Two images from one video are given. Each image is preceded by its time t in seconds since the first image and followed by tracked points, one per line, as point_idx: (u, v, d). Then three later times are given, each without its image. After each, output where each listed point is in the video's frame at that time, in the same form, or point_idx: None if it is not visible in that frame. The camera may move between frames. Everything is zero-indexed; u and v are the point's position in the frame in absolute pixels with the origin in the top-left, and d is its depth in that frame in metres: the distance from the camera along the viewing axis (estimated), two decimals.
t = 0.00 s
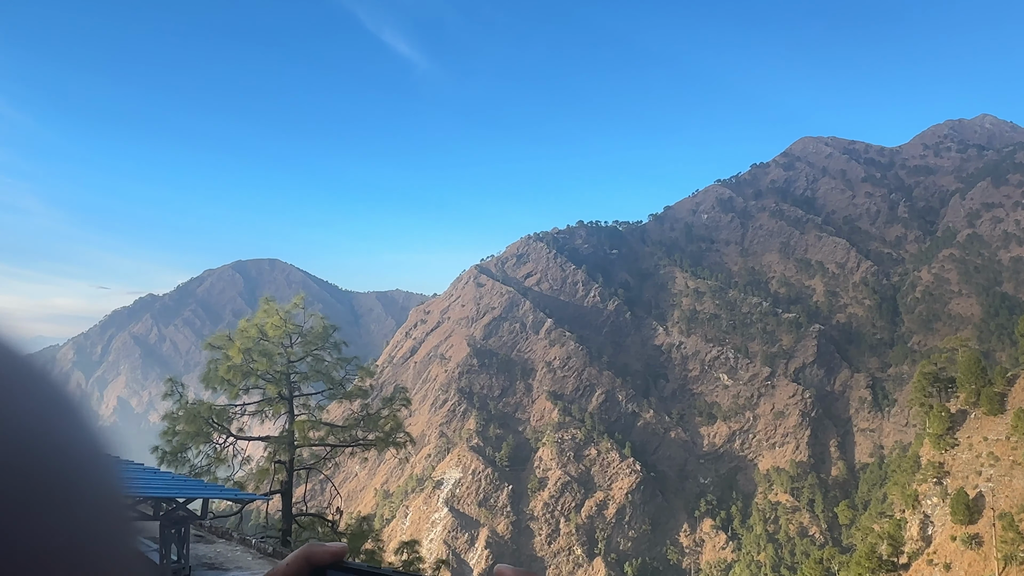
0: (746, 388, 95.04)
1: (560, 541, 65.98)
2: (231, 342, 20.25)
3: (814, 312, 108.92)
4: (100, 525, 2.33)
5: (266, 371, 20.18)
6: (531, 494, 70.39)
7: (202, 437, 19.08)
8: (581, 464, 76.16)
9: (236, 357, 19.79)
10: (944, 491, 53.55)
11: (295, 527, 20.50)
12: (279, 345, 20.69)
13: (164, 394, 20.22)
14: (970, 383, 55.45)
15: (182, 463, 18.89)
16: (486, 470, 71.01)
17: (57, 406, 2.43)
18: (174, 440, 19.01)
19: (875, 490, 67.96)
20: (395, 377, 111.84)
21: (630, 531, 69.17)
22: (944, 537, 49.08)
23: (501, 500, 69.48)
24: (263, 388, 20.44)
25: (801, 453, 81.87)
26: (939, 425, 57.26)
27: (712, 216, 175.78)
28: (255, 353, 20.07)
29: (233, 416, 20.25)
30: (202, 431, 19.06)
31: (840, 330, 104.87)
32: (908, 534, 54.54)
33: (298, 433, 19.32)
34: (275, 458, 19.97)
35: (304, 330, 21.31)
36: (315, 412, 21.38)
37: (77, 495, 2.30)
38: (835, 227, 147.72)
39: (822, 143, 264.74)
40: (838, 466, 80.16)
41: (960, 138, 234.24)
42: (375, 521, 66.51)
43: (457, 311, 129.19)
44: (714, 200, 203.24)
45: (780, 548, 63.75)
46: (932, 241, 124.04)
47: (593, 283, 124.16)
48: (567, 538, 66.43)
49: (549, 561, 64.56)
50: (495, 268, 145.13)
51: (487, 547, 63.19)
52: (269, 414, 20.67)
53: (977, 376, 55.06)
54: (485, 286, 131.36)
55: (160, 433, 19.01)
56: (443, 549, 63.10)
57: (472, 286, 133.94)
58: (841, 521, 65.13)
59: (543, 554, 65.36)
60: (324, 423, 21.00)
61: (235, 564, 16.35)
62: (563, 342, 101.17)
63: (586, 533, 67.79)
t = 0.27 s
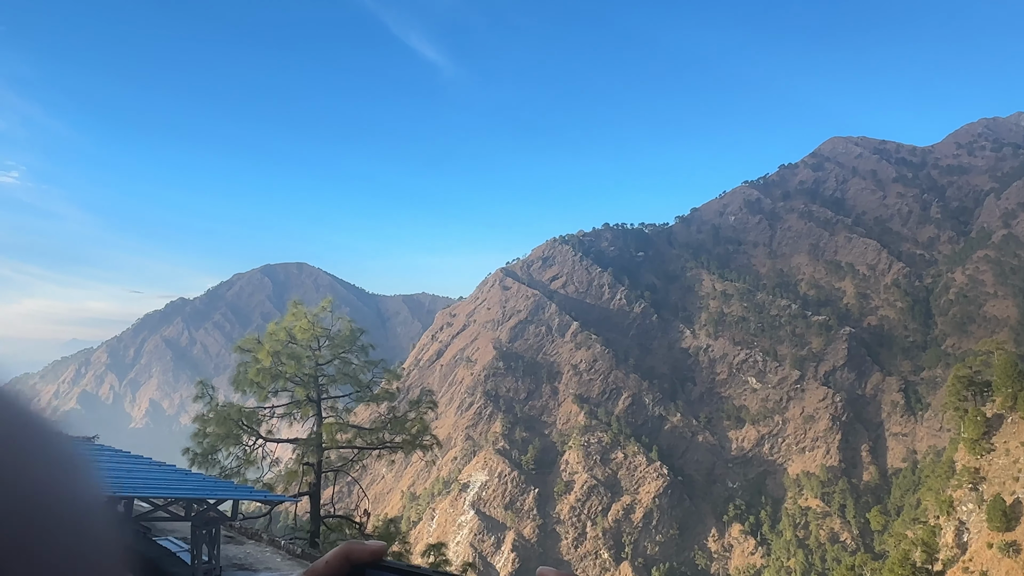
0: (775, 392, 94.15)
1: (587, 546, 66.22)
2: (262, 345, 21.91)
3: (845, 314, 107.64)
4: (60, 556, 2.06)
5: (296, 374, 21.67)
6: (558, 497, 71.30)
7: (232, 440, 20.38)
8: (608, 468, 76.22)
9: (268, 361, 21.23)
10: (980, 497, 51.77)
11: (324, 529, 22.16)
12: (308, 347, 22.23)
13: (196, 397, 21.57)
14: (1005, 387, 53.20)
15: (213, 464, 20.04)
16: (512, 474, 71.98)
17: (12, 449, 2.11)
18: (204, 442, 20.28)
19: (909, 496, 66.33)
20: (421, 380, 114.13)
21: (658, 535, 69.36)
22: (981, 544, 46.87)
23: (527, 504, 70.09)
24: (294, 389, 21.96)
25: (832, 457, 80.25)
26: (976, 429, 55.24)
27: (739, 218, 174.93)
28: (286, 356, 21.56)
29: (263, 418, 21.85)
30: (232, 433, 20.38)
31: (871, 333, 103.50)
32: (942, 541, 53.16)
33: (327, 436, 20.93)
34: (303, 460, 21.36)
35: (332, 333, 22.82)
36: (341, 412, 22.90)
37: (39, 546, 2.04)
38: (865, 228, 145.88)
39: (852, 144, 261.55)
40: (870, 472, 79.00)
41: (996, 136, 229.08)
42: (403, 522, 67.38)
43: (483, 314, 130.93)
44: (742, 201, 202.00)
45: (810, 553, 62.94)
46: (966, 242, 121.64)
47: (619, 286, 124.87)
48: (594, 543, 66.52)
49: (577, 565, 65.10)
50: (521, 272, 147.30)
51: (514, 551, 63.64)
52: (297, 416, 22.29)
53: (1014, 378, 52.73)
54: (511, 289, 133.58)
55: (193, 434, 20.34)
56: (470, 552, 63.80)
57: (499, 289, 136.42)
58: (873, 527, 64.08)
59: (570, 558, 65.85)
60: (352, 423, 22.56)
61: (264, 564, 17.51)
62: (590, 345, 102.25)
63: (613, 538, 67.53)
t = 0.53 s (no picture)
0: (806, 395, 92.47)
1: (615, 548, 66.39)
2: (292, 347, 23.86)
3: (879, 317, 106.09)
4: None
5: (327, 377, 23.63)
6: (586, 499, 72.13)
7: (264, 441, 22.18)
8: (636, 471, 76.36)
9: (299, 363, 22.89)
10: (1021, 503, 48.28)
11: (355, 528, 23.95)
12: (339, 349, 24.11)
13: (229, 398, 23.46)
14: None
15: (245, 465, 21.92)
16: (540, 476, 72.91)
17: None
18: (238, 443, 22.07)
19: (945, 501, 63.82)
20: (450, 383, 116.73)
21: (688, 539, 68.38)
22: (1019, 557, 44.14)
23: (556, 506, 70.63)
24: (325, 391, 23.90)
25: (866, 460, 77.40)
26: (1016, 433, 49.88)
27: (770, 218, 173.41)
28: (316, 358, 23.40)
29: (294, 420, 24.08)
30: (264, 435, 22.20)
31: (906, 334, 101.66)
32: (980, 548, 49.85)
33: (358, 438, 22.69)
34: (334, 461, 23.48)
35: (362, 336, 24.59)
36: (371, 415, 24.76)
37: None
38: (900, 228, 143.53)
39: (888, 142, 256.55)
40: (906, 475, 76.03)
41: None
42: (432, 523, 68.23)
43: (511, 316, 132.50)
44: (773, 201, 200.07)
45: (843, 559, 62.04)
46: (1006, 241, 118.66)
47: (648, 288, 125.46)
48: (623, 546, 66.43)
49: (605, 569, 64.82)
50: (549, 274, 149.10)
51: (542, 553, 64.11)
52: (327, 418, 24.29)
53: None
54: (539, 292, 135.66)
55: (226, 435, 22.10)
56: (499, 555, 63.78)
57: (527, 291, 138.55)
58: (908, 532, 62.48)
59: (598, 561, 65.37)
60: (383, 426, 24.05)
61: (297, 564, 18.59)
62: (618, 347, 102.98)
63: (642, 541, 67.50)
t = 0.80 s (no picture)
0: (832, 397, 90.71)
1: (638, 549, 65.24)
2: (317, 347, 25.28)
3: (906, 317, 104.53)
4: None
5: (349, 377, 25.11)
6: (609, 500, 71.04)
7: (287, 440, 23.32)
8: (659, 471, 76.16)
9: (322, 364, 24.62)
10: None
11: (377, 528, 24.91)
12: (362, 350, 25.54)
13: (254, 398, 24.71)
14: None
15: (270, 464, 22.90)
16: (562, 477, 73.03)
17: None
18: (262, 443, 23.21)
19: (974, 504, 62.04)
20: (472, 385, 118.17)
21: (712, 540, 67.37)
22: None
23: (578, 507, 70.52)
24: (349, 390, 25.39)
25: (893, 464, 76.89)
26: None
27: (794, 217, 172.01)
28: (338, 359, 24.92)
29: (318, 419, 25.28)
30: (287, 434, 23.37)
31: (934, 335, 100.15)
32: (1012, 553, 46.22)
33: (380, 437, 24.43)
34: (357, 460, 24.60)
35: (384, 336, 26.03)
36: (393, 414, 26.14)
37: None
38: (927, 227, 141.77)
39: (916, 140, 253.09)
40: (933, 477, 75.81)
41: None
42: (454, 524, 68.47)
43: (532, 317, 133.28)
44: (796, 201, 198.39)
45: (870, 562, 60.79)
46: None
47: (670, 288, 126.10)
48: (646, 547, 65.24)
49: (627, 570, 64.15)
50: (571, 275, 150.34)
51: (564, 554, 63.95)
52: (350, 417, 25.72)
53: None
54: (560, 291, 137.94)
55: (251, 435, 23.27)
56: (521, 555, 63.58)
57: (548, 291, 140.28)
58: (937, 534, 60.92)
59: (621, 563, 64.26)
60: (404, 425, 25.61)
61: (321, 563, 19.65)
62: (640, 347, 103.23)
63: (665, 542, 66.48)
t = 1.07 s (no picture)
0: (859, 396, 89.11)
1: (661, 549, 65.96)
2: (340, 347, 26.79)
3: (934, 315, 102.86)
4: None
5: (373, 376, 26.45)
6: (631, 500, 71.49)
7: (311, 440, 24.74)
8: (683, 471, 76.36)
9: (346, 363, 26.11)
10: None
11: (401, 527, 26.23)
12: (385, 349, 26.90)
13: (279, 398, 26.38)
14: None
15: (294, 462, 24.42)
16: (585, 477, 73.77)
17: None
18: (287, 442, 24.69)
19: (1006, 505, 60.09)
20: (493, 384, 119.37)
21: (736, 541, 67.52)
22: None
23: (601, 506, 71.16)
24: (371, 390, 26.69)
25: (921, 463, 73.82)
26: None
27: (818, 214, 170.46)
28: (362, 358, 26.35)
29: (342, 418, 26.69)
30: (311, 434, 24.72)
31: (963, 333, 98.50)
32: None
33: (404, 436, 25.60)
34: (380, 461, 25.87)
35: (407, 336, 27.35)
36: (417, 413, 27.49)
37: None
38: (956, 224, 139.53)
39: (944, 136, 249.25)
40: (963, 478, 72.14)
41: None
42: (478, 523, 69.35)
43: (554, 317, 134.14)
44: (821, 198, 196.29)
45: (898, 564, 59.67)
46: None
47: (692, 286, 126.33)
48: (669, 547, 65.58)
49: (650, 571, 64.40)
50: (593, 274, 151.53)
51: (587, 554, 64.12)
52: (373, 417, 27.12)
53: None
54: (582, 290, 140.21)
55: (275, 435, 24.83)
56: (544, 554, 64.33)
57: (570, 290, 141.93)
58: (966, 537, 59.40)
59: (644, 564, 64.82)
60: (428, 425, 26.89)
61: (347, 561, 20.66)
62: (662, 347, 103.24)
63: (688, 542, 66.72)
